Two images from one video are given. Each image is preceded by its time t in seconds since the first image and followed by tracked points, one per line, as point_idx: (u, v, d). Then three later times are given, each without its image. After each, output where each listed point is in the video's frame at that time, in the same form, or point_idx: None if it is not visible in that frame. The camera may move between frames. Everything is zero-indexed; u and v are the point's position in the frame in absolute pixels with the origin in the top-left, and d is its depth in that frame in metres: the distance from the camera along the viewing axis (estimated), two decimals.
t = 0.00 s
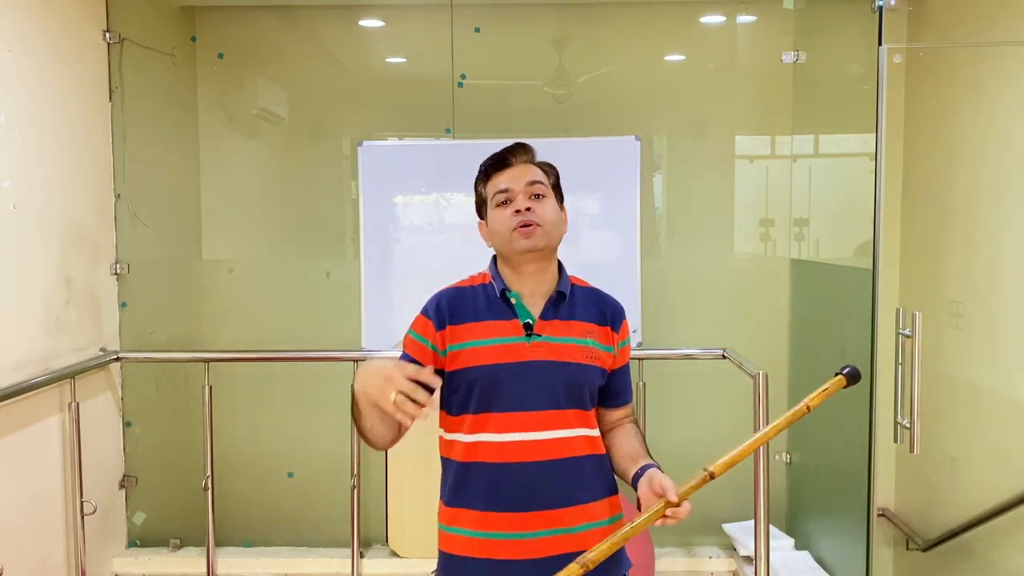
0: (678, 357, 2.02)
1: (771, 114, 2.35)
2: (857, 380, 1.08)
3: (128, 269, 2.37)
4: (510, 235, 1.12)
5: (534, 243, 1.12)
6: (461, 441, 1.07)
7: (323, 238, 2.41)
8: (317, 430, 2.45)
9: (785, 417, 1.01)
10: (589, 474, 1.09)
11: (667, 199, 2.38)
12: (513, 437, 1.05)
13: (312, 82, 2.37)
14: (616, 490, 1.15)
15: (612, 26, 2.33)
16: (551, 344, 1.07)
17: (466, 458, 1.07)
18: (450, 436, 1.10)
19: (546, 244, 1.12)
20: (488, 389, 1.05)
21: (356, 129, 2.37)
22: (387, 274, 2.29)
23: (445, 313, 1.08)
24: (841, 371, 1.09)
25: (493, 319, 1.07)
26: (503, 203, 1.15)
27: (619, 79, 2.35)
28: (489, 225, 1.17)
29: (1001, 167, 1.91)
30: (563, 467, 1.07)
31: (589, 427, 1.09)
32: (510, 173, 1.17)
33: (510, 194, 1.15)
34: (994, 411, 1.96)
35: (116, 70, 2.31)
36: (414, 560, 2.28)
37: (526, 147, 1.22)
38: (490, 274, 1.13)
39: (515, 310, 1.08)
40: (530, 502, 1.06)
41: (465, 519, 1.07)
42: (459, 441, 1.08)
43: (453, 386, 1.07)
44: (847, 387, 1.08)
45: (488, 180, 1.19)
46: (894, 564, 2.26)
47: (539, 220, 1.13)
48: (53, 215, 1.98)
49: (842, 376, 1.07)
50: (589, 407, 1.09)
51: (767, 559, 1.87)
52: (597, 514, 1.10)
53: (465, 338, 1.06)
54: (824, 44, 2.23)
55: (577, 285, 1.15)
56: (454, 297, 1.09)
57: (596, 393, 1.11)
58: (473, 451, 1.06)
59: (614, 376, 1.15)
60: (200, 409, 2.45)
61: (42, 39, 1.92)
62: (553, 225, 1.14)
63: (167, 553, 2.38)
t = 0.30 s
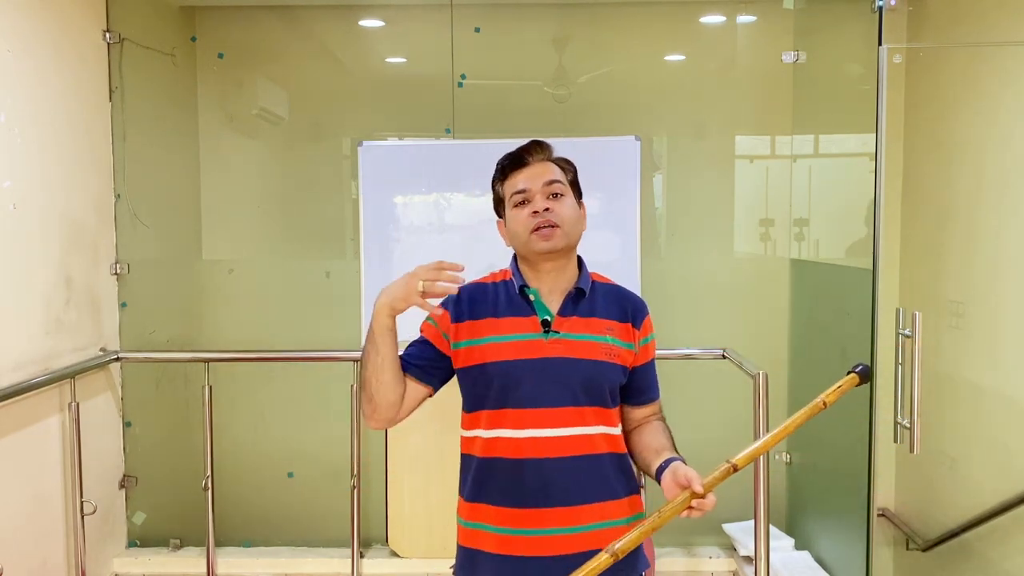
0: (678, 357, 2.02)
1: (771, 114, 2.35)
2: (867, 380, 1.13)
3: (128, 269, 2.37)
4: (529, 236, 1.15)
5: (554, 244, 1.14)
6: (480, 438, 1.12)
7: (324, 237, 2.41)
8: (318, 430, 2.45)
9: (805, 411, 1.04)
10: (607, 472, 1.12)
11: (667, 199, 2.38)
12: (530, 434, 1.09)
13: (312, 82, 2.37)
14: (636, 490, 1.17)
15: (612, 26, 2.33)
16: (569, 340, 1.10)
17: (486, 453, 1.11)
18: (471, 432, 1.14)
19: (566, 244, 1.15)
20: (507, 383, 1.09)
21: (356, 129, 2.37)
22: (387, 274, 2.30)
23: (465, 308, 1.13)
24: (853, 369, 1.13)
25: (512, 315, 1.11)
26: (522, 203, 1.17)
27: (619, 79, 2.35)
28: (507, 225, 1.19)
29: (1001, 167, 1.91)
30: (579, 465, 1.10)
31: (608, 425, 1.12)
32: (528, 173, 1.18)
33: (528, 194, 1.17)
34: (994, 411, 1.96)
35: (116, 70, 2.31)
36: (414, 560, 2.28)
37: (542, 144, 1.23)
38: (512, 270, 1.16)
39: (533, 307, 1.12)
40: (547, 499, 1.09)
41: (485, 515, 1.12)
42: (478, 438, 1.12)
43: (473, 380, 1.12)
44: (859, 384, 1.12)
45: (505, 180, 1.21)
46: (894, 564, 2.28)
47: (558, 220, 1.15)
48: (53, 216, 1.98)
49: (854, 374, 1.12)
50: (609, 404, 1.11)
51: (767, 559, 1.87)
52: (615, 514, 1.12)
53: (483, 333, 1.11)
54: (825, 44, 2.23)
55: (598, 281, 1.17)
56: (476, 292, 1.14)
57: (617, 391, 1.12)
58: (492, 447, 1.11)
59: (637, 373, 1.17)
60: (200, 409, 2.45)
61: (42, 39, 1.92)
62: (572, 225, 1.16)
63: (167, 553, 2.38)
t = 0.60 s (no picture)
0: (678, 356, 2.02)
1: (771, 114, 2.34)
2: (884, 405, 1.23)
3: (128, 269, 2.37)
4: (542, 254, 1.15)
5: (566, 262, 1.14)
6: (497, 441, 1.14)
7: (324, 238, 2.41)
8: (318, 430, 2.45)
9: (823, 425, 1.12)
10: (622, 476, 1.13)
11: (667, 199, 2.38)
12: (546, 437, 1.11)
13: (312, 82, 2.37)
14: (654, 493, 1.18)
15: (612, 26, 2.33)
16: (583, 344, 1.10)
17: (502, 456, 1.13)
18: (488, 434, 1.17)
19: (578, 260, 1.15)
20: (521, 387, 1.11)
21: (356, 129, 2.37)
22: (388, 274, 2.30)
23: (479, 313, 1.14)
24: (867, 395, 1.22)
25: (526, 319, 1.12)
26: (533, 218, 1.17)
27: (619, 79, 2.35)
28: (520, 238, 1.20)
29: (1001, 167, 1.91)
30: (594, 468, 1.11)
31: (622, 428, 1.12)
32: (539, 187, 1.17)
33: (540, 210, 1.16)
34: (994, 411, 1.96)
35: (116, 70, 2.31)
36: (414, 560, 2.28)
37: (554, 152, 1.21)
38: (527, 271, 1.18)
39: (548, 311, 1.12)
40: (563, 502, 1.11)
41: (502, 517, 1.14)
42: (495, 440, 1.14)
43: (488, 384, 1.14)
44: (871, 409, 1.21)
45: (517, 191, 1.20)
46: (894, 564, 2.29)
47: (570, 237, 1.15)
48: (53, 216, 1.98)
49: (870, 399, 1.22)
50: (624, 408, 1.12)
51: (768, 559, 1.87)
52: (632, 517, 1.14)
53: (497, 338, 1.12)
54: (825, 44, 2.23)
55: (615, 282, 1.16)
56: (491, 296, 1.16)
57: (632, 393, 1.13)
58: (508, 450, 1.13)
59: (655, 373, 1.17)
60: (199, 409, 2.44)
61: (42, 39, 1.92)
62: (584, 241, 1.16)
63: (167, 553, 2.38)
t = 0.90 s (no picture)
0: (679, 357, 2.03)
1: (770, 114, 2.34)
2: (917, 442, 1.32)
3: (127, 269, 2.39)
4: (540, 271, 1.18)
5: (564, 279, 1.17)
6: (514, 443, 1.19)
7: (324, 238, 2.41)
8: (318, 430, 2.45)
9: (843, 450, 1.17)
10: (635, 479, 1.15)
11: (667, 199, 2.38)
12: (558, 441, 1.14)
13: (312, 82, 2.37)
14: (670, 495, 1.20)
15: (612, 26, 2.33)
16: (594, 347, 1.14)
17: (518, 458, 1.18)
18: (507, 435, 1.21)
19: (576, 277, 1.17)
20: (534, 390, 1.15)
21: (356, 129, 2.37)
22: (387, 274, 2.30)
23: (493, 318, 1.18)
24: (899, 429, 1.31)
25: (539, 324, 1.15)
26: (533, 235, 1.19)
27: (619, 79, 2.35)
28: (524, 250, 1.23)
29: (1001, 167, 1.91)
30: (606, 472, 1.14)
31: (634, 432, 1.15)
32: (536, 205, 1.18)
33: (536, 228, 1.18)
34: (994, 411, 1.97)
35: (115, 70, 2.31)
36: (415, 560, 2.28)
37: (554, 164, 1.20)
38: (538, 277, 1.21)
39: (559, 314, 1.16)
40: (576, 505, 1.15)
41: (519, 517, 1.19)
42: (512, 442, 1.19)
43: (503, 387, 1.18)
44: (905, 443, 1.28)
45: (519, 206, 1.22)
46: (894, 564, 2.28)
47: (567, 255, 1.16)
48: (53, 216, 1.98)
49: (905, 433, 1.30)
50: (636, 410, 1.14)
51: (768, 559, 1.88)
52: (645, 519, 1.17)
53: (510, 342, 1.16)
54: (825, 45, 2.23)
55: (627, 282, 1.19)
56: (505, 300, 1.19)
57: (645, 395, 1.15)
58: (523, 453, 1.17)
59: (671, 374, 1.19)
60: (199, 409, 2.44)
61: (42, 38, 1.92)
62: (582, 257, 1.17)
63: (167, 553, 2.38)
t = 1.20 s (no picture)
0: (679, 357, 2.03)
1: (770, 114, 2.34)
2: (944, 476, 1.22)
3: (127, 269, 2.39)
4: (561, 246, 1.19)
5: (584, 255, 1.18)
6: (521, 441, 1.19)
7: (324, 238, 2.41)
8: (318, 430, 2.45)
9: (859, 477, 1.15)
10: (643, 481, 1.16)
11: (667, 199, 2.38)
12: (564, 442, 1.15)
13: (312, 83, 2.37)
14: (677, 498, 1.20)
15: (612, 26, 2.33)
16: (603, 348, 1.14)
17: (525, 458, 1.19)
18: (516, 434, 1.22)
19: (596, 255, 1.18)
20: (543, 391, 1.15)
21: (356, 128, 2.37)
22: (388, 275, 2.30)
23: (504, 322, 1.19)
24: (929, 462, 1.21)
25: (547, 324, 1.15)
26: (556, 211, 1.21)
27: (619, 79, 2.35)
28: (543, 230, 1.24)
29: (1002, 167, 1.91)
30: (614, 473, 1.15)
31: (643, 433, 1.15)
32: (563, 181, 1.21)
33: (562, 204, 1.21)
34: (995, 411, 1.97)
35: (115, 70, 2.31)
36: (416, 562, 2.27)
37: (584, 148, 1.25)
38: (548, 276, 1.22)
39: (568, 314, 1.16)
40: (583, 506, 1.16)
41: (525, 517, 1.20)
42: (520, 441, 1.20)
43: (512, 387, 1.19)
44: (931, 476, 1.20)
45: (544, 184, 1.25)
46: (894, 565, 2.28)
47: (590, 233, 1.18)
48: (53, 216, 1.98)
49: (930, 465, 1.21)
50: (644, 412, 1.14)
51: (768, 559, 1.87)
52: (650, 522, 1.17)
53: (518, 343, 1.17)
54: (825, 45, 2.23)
55: (637, 283, 1.19)
56: (514, 301, 1.20)
57: (654, 397, 1.15)
58: (530, 452, 1.18)
59: (681, 376, 1.18)
60: (199, 409, 2.44)
61: (42, 38, 1.92)
62: (604, 237, 1.19)
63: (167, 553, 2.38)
